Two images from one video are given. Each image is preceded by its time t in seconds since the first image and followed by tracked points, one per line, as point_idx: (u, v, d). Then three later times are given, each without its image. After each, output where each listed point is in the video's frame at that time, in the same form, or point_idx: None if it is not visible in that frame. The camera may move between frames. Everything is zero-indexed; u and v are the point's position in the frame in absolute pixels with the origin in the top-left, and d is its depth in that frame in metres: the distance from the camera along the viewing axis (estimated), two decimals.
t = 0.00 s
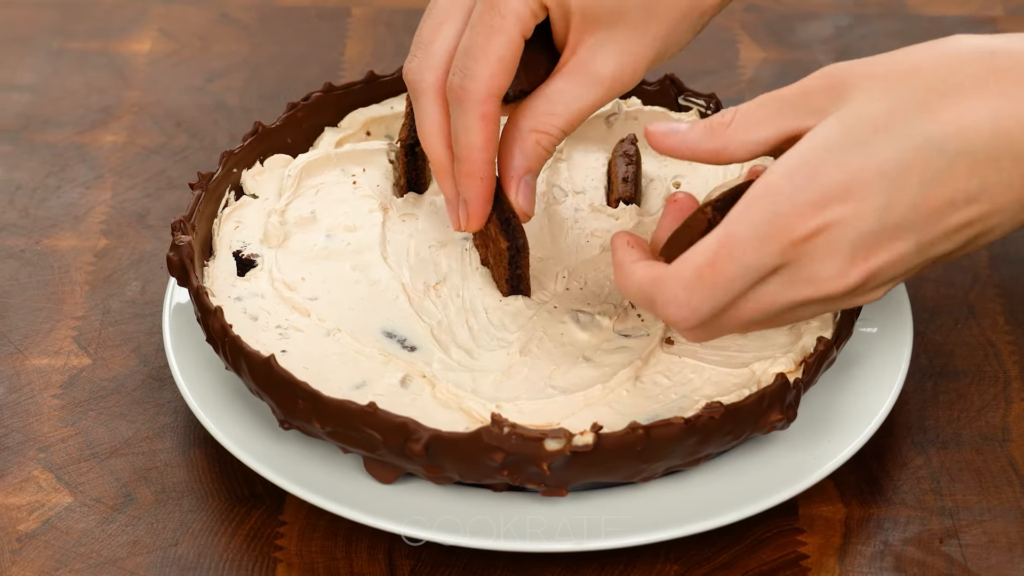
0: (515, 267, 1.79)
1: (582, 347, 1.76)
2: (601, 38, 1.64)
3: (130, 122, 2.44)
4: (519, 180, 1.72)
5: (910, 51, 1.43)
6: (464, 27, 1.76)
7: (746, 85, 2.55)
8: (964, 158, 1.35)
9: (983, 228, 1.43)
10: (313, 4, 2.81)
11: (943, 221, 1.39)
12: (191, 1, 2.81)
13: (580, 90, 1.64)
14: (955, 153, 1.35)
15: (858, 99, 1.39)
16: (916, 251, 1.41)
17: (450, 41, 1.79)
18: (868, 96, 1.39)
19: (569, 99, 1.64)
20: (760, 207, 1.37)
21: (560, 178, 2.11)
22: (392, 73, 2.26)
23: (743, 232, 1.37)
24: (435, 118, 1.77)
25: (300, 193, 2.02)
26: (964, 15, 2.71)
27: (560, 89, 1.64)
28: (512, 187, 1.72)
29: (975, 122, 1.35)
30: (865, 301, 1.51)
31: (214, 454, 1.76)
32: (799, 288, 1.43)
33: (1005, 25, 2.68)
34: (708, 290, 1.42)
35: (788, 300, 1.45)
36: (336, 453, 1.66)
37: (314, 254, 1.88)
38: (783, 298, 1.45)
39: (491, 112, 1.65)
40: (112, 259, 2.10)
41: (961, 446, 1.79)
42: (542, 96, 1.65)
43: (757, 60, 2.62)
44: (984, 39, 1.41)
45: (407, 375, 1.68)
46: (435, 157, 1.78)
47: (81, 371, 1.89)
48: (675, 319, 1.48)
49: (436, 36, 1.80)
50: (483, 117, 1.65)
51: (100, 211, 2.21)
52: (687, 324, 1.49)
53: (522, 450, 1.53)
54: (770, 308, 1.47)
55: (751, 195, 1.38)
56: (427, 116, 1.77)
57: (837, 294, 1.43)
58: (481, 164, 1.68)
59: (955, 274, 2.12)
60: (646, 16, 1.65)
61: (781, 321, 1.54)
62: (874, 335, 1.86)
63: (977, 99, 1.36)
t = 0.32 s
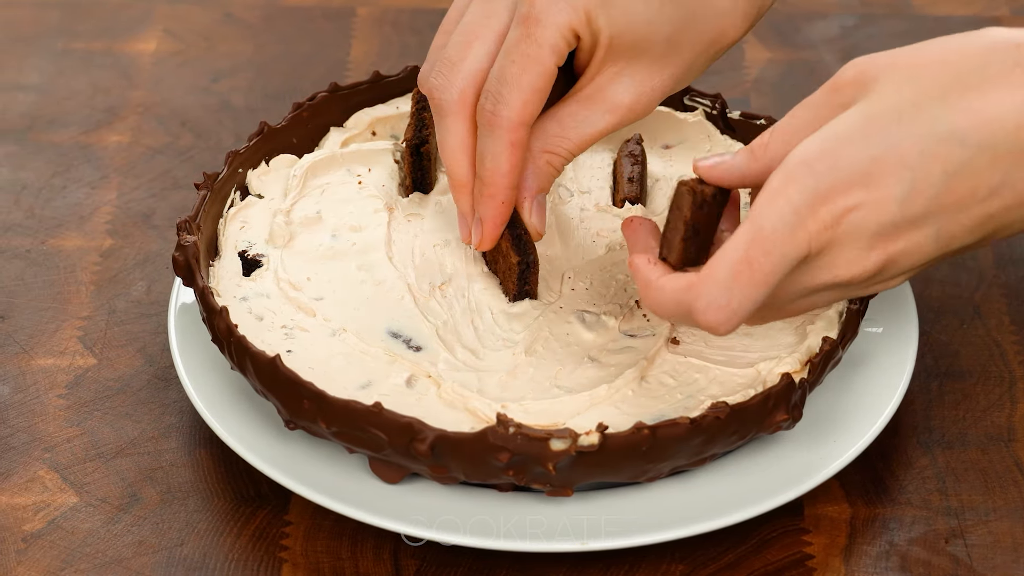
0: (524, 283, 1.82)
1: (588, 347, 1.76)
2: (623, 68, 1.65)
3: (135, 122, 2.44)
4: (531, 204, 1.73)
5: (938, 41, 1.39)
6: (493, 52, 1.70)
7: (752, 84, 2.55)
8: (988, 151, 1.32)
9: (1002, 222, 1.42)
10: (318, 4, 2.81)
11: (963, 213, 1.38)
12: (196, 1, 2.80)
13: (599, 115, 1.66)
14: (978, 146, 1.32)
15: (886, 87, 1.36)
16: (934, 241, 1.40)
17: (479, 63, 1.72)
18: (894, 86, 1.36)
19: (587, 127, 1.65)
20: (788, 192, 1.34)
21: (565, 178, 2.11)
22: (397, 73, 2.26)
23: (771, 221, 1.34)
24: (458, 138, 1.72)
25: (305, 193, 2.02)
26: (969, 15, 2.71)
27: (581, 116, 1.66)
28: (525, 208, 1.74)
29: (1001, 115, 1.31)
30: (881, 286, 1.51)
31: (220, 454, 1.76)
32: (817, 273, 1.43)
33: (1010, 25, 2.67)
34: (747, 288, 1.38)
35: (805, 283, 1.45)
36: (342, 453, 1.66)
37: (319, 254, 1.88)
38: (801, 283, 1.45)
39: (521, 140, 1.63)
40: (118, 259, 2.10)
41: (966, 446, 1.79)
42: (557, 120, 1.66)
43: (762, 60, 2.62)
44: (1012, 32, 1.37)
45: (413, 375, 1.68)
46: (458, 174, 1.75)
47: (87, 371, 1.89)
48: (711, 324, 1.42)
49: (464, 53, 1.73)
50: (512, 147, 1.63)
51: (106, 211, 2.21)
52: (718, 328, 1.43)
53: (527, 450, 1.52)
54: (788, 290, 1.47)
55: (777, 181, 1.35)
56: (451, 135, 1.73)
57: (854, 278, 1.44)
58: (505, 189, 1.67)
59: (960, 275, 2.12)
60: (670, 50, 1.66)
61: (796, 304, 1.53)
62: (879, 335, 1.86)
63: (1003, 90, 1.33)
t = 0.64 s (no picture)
0: (528, 279, 1.82)
1: (593, 347, 1.76)
2: None
3: (141, 122, 2.44)
4: (587, 109, 1.52)
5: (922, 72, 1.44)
6: None
7: (757, 85, 2.55)
8: (966, 158, 1.34)
9: (991, 241, 1.39)
10: (323, 4, 2.81)
11: (948, 224, 1.35)
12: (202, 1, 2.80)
13: (650, 33, 1.59)
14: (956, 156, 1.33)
15: (868, 114, 1.41)
16: (919, 256, 1.36)
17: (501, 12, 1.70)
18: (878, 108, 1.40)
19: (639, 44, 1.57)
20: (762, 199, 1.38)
21: (570, 178, 2.11)
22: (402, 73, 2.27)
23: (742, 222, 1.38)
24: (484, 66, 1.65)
25: (310, 193, 2.02)
26: (974, 16, 2.71)
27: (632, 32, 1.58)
28: (581, 118, 1.52)
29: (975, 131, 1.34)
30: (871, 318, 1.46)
31: (225, 454, 1.76)
32: (796, 289, 1.40)
33: (1016, 25, 2.68)
34: (702, 272, 1.43)
35: (788, 302, 1.43)
36: (347, 453, 1.66)
37: (324, 254, 1.88)
38: (784, 301, 1.43)
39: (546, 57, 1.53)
40: (123, 259, 2.10)
41: (971, 446, 1.79)
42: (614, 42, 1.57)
43: (768, 60, 2.62)
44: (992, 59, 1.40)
45: (418, 375, 1.68)
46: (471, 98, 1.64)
47: (92, 371, 1.89)
48: (665, 293, 1.50)
49: None
50: (534, 60, 1.53)
51: (111, 211, 2.21)
52: (680, 303, 1.49)
53: (533, 450, 1.52)
54: (769, 308, 1.46)
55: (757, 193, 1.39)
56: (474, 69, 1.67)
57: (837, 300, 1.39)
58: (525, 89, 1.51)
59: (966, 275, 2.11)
60: None
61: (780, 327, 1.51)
62: (885, 336, 1.86)
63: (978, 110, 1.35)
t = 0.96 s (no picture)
0: (535, 276, 1.81)
1: (599, 347, 1.76)
2: None
3: (147, 122, 2.44)
4: (461, 84, 1.44)
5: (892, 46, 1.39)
6: None
7: (762, 85, 2.55)
8: (939, 145, 1.29)
9: (958, 227, 1.36)
10: (329, 4, 2.81)
11: (918, 213, 1.32)
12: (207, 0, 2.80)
13: None
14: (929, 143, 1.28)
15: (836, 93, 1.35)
16: (891, 245, 1.34)
17: None
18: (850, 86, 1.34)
19: (526, 11, 1.45)
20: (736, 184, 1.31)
21: (576, 178, 2.11)
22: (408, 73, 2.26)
23: (720, 211, 1.32)
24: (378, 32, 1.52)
25: (317, 193, 2.02)
26: (980, 15, 2.71)
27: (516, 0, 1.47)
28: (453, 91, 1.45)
29: (948, 116, 1.29)
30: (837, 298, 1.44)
31: (231, 454, 1.76)
32: (777, 279, 1.35)
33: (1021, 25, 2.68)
34: (687, 269, 1.36)
35: (767, 294, 1.37)
36: (354, 453, 1.66)
37: (330, 254, 1.89)
38: (761, 291, 1.37)
39: (432, 7, 1.48)
40: (129, 259, 2.10)
41: (977, 446, 1.79)
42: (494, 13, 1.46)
43: (773, 60, 2.62)
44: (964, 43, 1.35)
45: (424, 375, 1.67)
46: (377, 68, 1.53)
47: (98, 371, 1.89)
48: (653, 303, 1.42)
49: None
50: (424, 12, 1.48)
51: (117, 211, 2.21)
52: (664, 311, 1.43)
53: (539, 450, 1.52)
54: (747, 303, 1.39)
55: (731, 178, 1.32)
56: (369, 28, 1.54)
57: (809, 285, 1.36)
58: (419, 65, 1.48)
59: (972, 275, 2.11)
60: None
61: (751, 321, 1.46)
62: (891, 335, 1.86)
63: (951, 94, 1.30)
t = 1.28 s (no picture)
0: (540, 277, 1.82)
1: (604, 346, 1.76)
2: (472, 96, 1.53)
3: (152, 122, 2.44)
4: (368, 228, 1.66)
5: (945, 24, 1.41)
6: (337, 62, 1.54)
7: (768, 85, 2.55)
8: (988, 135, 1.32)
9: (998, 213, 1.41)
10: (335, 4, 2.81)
11: (961, 199, 1.37)
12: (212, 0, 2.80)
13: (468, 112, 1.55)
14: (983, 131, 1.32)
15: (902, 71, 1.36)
16: (931, 225, 1.39)
17: (319, 76, 1.56)
18: (904, 65, 1.36)
19: (417, 153, 1.55)
20: (787, 162, 1.34)
21: (581, 178, 2.11)
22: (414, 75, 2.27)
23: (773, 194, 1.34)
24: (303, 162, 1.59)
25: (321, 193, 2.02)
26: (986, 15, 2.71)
27: (418, 141, 1.55)
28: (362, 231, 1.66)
29: (1003, 101, 1.31)
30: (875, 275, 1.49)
31: (236, 454, 1.76)
32: (820, 256, 1.40)
33: None
34: (746, 263, 1.37)
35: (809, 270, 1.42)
36: (359, 454, 1.66)
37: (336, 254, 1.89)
38: (805, 267, 1.41)
39: (361, 165, 1.52)
40: (134, 259, 2.10)
41: (983, 446, 1.80)
42: (395, 142, 1.56)
43: (779, 61, 2.62)
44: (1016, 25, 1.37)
45: (430, 375, 1.68)
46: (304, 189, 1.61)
47: (104, 371, 1.89)
48: (713, 301, 1.41)
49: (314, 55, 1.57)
50: (353, 172, 1.52)
51: (122, 211, 2.21)
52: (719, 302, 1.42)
53: (544, 450, 1.52)
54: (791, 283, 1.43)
55: (780, 157, 1.35)
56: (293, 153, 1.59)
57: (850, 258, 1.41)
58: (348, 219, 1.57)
59: (977, 275, 2.11)
60: None
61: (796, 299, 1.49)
62: (897, 335, 1.86)
63: (1006, 77, 1.32)
